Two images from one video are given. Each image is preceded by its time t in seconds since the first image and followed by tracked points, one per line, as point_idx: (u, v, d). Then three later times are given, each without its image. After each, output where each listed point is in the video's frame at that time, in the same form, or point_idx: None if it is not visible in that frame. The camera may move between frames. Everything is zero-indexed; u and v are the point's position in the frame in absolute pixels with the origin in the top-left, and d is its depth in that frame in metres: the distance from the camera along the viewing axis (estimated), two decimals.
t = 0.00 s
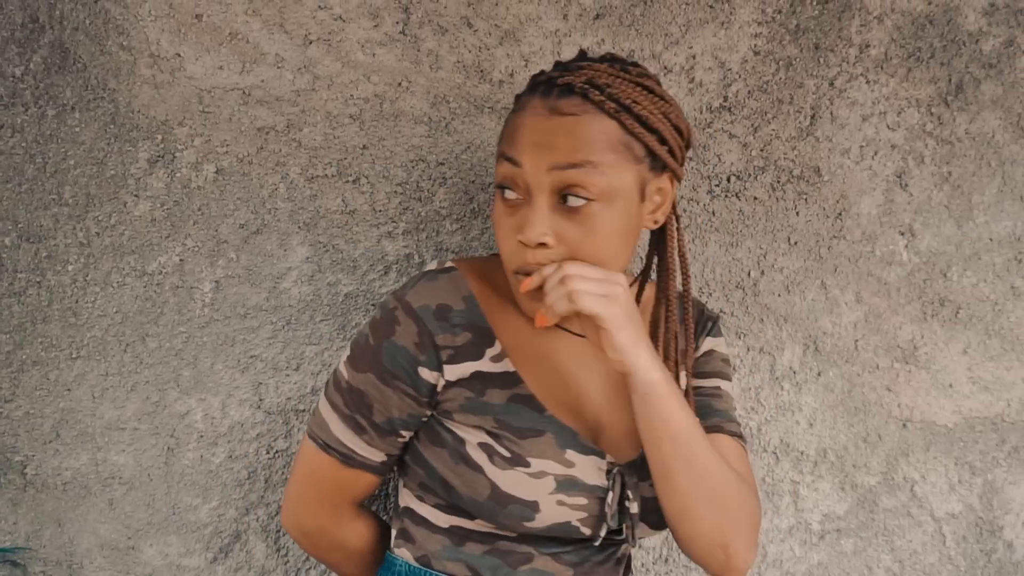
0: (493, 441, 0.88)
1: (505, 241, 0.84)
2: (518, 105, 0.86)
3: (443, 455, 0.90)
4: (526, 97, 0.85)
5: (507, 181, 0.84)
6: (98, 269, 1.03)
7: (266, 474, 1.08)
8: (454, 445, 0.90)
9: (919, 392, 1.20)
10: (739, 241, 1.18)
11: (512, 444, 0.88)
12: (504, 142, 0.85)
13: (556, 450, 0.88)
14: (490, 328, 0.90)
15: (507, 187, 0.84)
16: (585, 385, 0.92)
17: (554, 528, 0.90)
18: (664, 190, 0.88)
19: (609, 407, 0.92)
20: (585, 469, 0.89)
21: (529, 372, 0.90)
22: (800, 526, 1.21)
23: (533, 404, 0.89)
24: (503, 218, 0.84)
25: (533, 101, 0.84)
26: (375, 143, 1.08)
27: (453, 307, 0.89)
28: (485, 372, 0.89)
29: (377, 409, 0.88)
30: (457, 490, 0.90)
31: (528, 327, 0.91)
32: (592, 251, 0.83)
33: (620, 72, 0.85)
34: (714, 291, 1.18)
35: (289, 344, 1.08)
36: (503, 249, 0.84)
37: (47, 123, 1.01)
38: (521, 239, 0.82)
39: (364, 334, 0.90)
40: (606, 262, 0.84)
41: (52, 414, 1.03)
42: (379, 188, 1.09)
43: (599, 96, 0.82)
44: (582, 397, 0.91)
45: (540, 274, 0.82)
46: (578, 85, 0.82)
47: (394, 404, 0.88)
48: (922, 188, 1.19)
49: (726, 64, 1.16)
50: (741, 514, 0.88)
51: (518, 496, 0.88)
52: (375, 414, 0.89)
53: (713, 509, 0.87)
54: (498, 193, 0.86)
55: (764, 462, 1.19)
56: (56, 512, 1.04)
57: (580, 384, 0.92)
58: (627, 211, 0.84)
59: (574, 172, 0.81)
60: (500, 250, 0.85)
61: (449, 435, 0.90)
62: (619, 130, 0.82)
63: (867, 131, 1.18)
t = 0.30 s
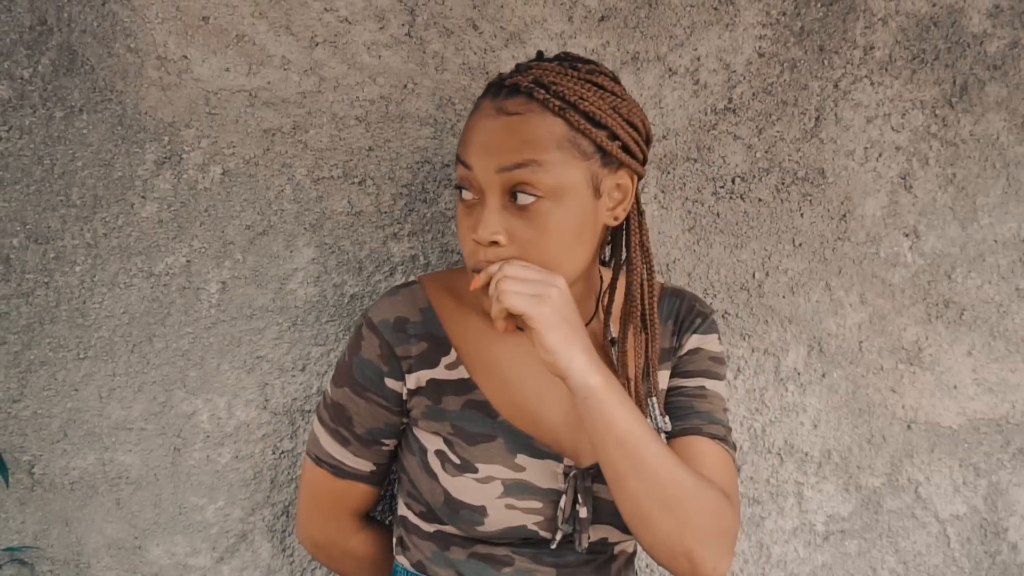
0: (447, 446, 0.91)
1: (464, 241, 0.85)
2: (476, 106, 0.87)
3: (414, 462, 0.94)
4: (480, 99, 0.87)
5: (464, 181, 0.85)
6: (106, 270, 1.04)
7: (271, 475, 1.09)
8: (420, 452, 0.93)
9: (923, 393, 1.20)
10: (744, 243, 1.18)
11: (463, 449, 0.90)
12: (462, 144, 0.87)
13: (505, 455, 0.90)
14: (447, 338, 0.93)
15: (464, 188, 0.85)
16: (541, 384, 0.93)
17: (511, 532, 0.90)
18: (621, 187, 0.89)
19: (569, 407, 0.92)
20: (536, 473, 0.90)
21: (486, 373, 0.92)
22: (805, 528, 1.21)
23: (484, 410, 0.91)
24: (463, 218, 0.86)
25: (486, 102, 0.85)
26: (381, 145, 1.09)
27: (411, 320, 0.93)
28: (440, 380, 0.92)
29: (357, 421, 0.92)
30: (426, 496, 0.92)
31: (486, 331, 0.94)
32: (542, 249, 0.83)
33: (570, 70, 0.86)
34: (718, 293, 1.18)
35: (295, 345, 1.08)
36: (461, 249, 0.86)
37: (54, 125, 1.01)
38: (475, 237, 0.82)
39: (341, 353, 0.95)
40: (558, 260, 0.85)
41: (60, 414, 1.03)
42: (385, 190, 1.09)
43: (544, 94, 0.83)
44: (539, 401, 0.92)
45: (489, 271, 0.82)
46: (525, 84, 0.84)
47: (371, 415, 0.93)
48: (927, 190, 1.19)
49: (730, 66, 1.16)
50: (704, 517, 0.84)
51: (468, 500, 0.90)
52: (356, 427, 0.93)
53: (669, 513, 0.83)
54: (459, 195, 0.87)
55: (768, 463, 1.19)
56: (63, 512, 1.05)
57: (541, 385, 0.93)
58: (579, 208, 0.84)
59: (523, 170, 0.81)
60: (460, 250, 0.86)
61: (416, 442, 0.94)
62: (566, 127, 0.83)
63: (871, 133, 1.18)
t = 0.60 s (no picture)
0: (453, 449, 0.91)
1: (463, 240, 0.85)
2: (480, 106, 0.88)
3: (421, 464, 0.94)
4: (484, 98, 0.87)
5: (465, 180, 0.85)
6: (115, 270, 1.04)
7: (279, 474, 1.09)
8: (426, 454, 0.93)
9: (930, 393, 1.20)
10: (751, 242, 1.18)
11: (469, 452, 0.91)
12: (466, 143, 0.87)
13: (511, 457, 0.90)
14: (451, 340, 0.93)
15: (465, 186, 0.85)
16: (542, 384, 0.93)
17: (517, 533, 0.91)
18: (624, 190, 0.88)
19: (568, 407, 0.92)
20: (542, 475, 0.90)
21: (489, 375, 0.92)
22: (811, 527, 1.20)
23: (489, 412, 0.91)
24: (463, 217, 0.86)
25: (490, 102, 0.86)
26: (389, 144, 1.09)
27: (417, 322, 0.94)
28: (445, 382, 0.92)
29: (364, 424, 0.93)
30: (433, 498, 0.93)
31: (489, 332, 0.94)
32: (541, 250, 0.83)
33: (575, 71, 0.86)
34: (724, 292, 1.18)
35: (303, 344, 1.09)
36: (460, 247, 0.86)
37: (64, 125, 1.02)
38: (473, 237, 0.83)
39: (347, 356, 0.95)
40: (557, 261, 0.85)
41: (69, 413, 1.04)
42: (392, 189, 1.10)
43: (548, 94, 0.83)
44: (542, 403, 0.92)
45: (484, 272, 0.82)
46: (529, 84, 0.84)
47: (378, 418, 0.93)
48: (934, 189, 1.19)
49: (738, 66, 1.16)
50: (703, 516, 0.84)
51: (475, 502, 0.90)
52: (363, 430, 0.93)
53: (666, 514, 0.83)
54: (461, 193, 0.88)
55: (774, 463, 1.19)
56: (72, 510, 1.05)
57: (543, 387, 0.93)
58: (579, 209, 0.84)
59: (523, 169, 0.81)
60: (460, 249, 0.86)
61: (423, 444, 0.94)
62: (569, 128, 0.83)
63: (879, 132, 1.18)
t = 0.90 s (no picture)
0: (464, 446, 0.91)
1: (477, 239, 0.85)
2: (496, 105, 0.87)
3: (431, 461, 0.94)
4: (501, 96, 0.87)
5: (480, 180, 0.85)
6: (122, 268, 1.04)
7: (285, 472, 1.09)
8: (437, 450, 0.94)
9: (936, 392, 1.20)
10: (757, 241, 1.18)
11: (480, 449, 0.91)
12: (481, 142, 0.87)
13: (522, 455, 0.90)
14: (463, 336, 0.93)
15: (480, 186, 0.85)
16: (554, 381, 0.93)
17: (526, 531, 0.91)
18: (639, 193, 0.88)
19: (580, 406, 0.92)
20: (553, 472, 0.90)
21: (500, 373, 0.92)
22: (817, 526, 1.20)
23: (501, 409, 0.91)
24: (478, 216, 0.86)
25: (507, 102, 0.85)
26: (395, 143, 1.09)
27: (428, 319, 0.94)
28: (456, 379, 0.92)
29: (375, 421, 0.93)
30: (443, 495, 0.93)
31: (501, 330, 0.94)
32: (556, 251, 0.83)
33: (594, 72, 0.86)
34: (731, 291, 1.18)
35: (309, 343, 1.09)
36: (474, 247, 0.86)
37: (71, 124, 1.02)
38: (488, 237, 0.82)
39: (358, 352, 0.95)
40: (572, 262, 0.85)
41: (76, 411, 1.04)
42: (398, 188, 1.10)
43: (566, 95, 0.83)
44: (554, 401, 0.92)
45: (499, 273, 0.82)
46: (547, 85, 0.84)
47: (390, 414, 0.93)
48: (940, 188, 1.19)
49: (744, 64, 1.16)
50: (719, 515, 0.84)
51: (486, 499, 0.90)
52: (374, 426, 0.93)
53: (682, 513, 0.83)
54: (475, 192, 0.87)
55: (780, 462, 1.19)
56: (79, 508, 1.05)
57: (554, 386, 0.93)
58: (594, 212, 0.84)
59: (539, 171, 0.81)
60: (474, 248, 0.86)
61: (434, 441, 0.94)
62: (586, 130, 0.83)
63: (885, 131, 1.18)
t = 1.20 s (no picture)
0: (471, 443, 0.92)
1: (486, 247, 0.84)
2: (507, 107, 0.85)
3: (436, 458, 0.95)
4: (512, 101, 0.85)
5: (489, 186, 0.83)
6: (125, 266, 1.04)
7: (288, 470, 1.09)
8: (443, 448, 0.94)
9: (939, 390, 1.20)
10: (759, 239, 1.18)
11: (487, 447, 0.91)
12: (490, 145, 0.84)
13: (528, 452, 0.90)
14: (470, 334, 0.93)
15: (489, 192, 0.83)
16: (562, 385, 0.93)
17: (532, 529, 0.91)
18: (650, 202, 0.88)
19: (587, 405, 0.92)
20: (560, 471, 0.90)
21: (507, 372, 0.92)
22: (819, 525, 1.20)
23: (508, 407, 0.91)
24: (486, 222, 0.84)
25: (519, 107, 0.83)
26: (397, 141, 1.09)
27: (434, 317, 0.93)
28: (463, 377, 0.92)
29: (381, 419, 0.93)
30: (449, 492, 0.93)
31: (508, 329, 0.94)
32: (567, 261, 0.83)
33: (610, 80, 0.84)
34: (733, 289, 1.18)
35: (311, 341, 1.09)
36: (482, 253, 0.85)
37: (74, 122, 1.02)
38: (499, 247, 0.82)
39: (363, 349, 0.94)
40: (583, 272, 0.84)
41: (79, 409, 1.04)
42: (401, 186, 1.10)
43: (582, 105, 0.81)
44: (561, 400, 0.92)
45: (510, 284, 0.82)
46: (563, 93, 0.82)
47: (396, 412, 0.93)
48: (943, 186, 1.18)
49: (746, 62, 1.15)
50: (735, 511, 0.85)
51: (493, 497, 0.90)
52: (379, 424, 0.93)
53: (699, 509, 0.84)
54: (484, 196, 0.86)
55: (783, 460, 1.19)
56: (82, 506, 1.06)
57: (561, 386, 0.93)
58: (607, 223, 0.83)
59: (554, 183, 0.80)
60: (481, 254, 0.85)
61: (439, 438, 0.94)
62: (602, 141, 0.81)
63: (888, 129, 1.18)
